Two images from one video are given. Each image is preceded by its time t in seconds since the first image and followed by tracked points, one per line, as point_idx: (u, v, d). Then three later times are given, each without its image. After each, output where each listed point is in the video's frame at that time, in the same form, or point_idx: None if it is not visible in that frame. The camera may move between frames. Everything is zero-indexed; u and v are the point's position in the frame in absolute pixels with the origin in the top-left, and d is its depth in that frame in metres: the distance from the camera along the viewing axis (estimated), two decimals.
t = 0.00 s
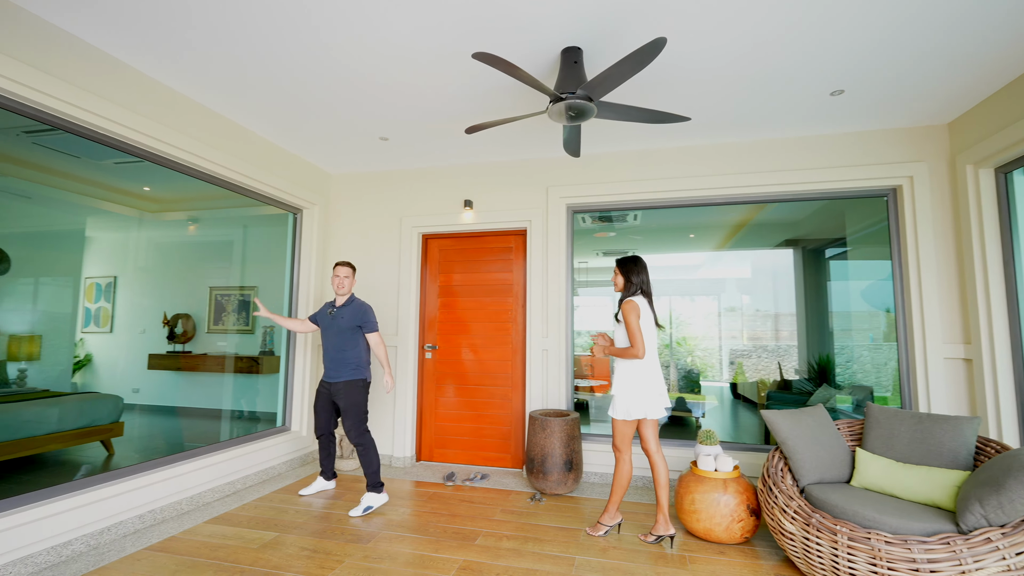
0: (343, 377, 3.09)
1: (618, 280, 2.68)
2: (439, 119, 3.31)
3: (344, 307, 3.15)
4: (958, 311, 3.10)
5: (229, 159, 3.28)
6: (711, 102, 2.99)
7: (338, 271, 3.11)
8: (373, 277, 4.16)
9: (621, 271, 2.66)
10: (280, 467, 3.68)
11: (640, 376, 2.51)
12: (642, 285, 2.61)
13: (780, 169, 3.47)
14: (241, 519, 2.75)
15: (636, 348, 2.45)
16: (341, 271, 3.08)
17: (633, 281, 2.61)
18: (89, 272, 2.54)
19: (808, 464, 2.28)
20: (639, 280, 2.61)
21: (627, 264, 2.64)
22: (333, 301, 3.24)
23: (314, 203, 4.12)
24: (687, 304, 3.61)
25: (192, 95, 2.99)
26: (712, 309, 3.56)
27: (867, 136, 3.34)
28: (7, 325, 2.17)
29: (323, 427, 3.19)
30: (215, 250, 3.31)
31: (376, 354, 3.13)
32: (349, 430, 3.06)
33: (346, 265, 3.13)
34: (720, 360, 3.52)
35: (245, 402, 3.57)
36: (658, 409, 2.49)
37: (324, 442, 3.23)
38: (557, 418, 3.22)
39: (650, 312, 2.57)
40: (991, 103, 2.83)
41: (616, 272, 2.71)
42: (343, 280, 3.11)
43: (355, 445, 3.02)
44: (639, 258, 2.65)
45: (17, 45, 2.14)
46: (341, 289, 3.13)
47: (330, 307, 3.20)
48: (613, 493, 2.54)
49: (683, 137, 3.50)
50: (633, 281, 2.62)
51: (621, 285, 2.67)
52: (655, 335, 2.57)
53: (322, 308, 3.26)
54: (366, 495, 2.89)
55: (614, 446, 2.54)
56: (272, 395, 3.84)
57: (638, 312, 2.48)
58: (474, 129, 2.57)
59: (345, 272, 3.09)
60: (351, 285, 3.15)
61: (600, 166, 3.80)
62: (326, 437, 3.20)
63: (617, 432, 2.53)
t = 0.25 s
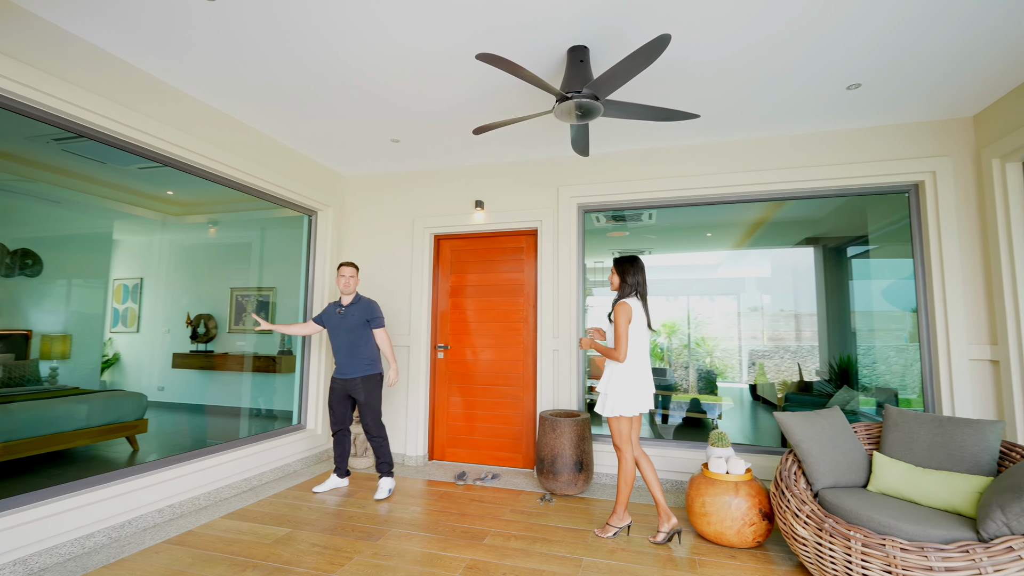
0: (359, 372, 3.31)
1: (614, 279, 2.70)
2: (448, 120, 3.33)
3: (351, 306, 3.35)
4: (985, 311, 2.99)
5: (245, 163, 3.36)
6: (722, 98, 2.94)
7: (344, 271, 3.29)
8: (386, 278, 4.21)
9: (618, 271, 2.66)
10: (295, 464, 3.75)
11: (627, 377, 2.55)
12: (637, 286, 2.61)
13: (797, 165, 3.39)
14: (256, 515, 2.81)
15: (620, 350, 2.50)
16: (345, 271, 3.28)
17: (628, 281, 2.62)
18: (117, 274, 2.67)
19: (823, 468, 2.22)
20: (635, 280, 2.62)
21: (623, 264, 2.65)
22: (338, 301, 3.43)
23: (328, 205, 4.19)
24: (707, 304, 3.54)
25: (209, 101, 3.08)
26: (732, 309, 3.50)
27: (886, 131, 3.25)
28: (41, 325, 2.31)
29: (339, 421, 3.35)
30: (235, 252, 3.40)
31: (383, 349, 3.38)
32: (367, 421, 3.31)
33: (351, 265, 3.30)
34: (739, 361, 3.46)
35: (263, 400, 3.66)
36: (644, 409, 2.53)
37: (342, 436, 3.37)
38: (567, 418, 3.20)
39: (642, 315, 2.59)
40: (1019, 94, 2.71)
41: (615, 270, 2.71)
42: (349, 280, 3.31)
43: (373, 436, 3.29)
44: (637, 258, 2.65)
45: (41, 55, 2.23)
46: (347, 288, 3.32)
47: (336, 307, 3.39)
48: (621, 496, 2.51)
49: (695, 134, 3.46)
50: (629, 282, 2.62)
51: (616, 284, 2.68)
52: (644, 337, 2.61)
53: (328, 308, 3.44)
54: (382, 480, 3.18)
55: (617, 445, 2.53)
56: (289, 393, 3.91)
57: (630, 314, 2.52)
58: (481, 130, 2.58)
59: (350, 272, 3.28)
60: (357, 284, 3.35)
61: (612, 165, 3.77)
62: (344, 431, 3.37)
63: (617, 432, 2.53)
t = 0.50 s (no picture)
0: (376, 371, 3.42)
1: (612, 278, 2.70)
2: (456, 121, 3.34)
3: (368, 307, 3.46)
4: (1011, 310, 2.88)
5: (258, 166, 3.43)
6: (733, 93, 2.89)
7: (359, 272, 3.41)
8: (397, 278, 4.24)
9: (617, 270, 2.67)
10: (307, 463, 3.80)
11: (627, 376, 2.57)
12: (636, 286, 2.64)
13: (814, 161, 3.31)
14: (267, 513, 2.86)
15: (617, 350, 2.52)
16: (361, 271, 3.41)
17: (627, 281, 2.64)
18: (140, 276, 2.77)
19: (837, 472, 2.16)
20: (634, 280, 2.64)
21: (623, 263, 2.65)
22: (352, 301, 3.52)
23: (340, 207, 4.24)
24: (725, 303, 3.48)
25: (222, 106, 3.15)
26: (750, 308, 3.43)
27: (905, 125, 3.15)
28: (65, 325, 2.42)
29: (354, 419, 3.41)
30: (250, 253, 3.48)
31: (398, 347, 3.50)
32: (382, 418, 3.44)
33: (367, 267, 3.46)
34: (758, 361, 3.39)
35: (277, 399, 3.72)
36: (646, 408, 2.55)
37: (354, 435, 3.41)
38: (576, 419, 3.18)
39: (641, 314, 2.61)
40: None
41: (614, 268, 2.71)
42: (365, 281, 3.41)
43: (390, 432, 3.45)
44: (637, 258, 2.65)
45: (56, 64, 2.31)
46: (362, 289, 3.43)
47: (353, 307, 3.48)
48: (630, 497, 2.49)
49: (707, 131, 3.40)
50: (627, 282, 2.65)
51: (615, 283, 2.70)
52: (644, 337, 2.62)
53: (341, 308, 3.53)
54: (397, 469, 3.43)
55: (623, 445, 2.53)
56: (302, 393, 3.97)
57: (631, 313, 2.53)
58: (487, 130, 2.58)
59: (366, 273, 3.41)
60: (371, 285, 3.47)
61: (623, 163, 3.73)
62: (357, 430, 3.42)
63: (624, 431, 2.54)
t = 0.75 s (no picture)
0: (397, 372, 3.46)
1: (614, 278, 2.70)
2: (463, 120, 3.34)
3: (391, 308, 3.52)
4: None
5: (268, 168, 3.47)
6: (742, 88, 2.83)
7: (381, 273, 3.48)
8: (407, 278, 4.26)
9: (618, 270, 2.68)
10: (317, 461, 3.83)
11: (638, 374, 2.55)
12: (638, 286, 2.62)
13: (830, 156, 3.22)
14: (276, 510, 2.88)
15: (637, 347, 2.48)
16: (382, 274, 3.46)
17: (630, 281, 2.62)
18: (159, 277, 2.87)
19: (852, 476, 2.10)
20: (635, 281, 2.63)
21: (624, 264, 2.66)
22: (374, 303, 3.56)
23: (350, 207, 4.27)
24: (741, 302, 3.40)
25: (233, 109, 3.20)
26: (767, 308, 3.35)
27: (924, 118, 3.05)
28: (88, 325, 2.53)
29: (368, 418, 3.43)
30: (262, 254, 3.55)
31: (418, 349, 3.54)
32: (398, 418, 3.46)
33: (388, 270, 3.51)
34: (776, 362, 3.31)
35: (288, 398, 3.77)
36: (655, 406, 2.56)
37: (367, 433, 3.43)
38: (584, 420, 3.15)
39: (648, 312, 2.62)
40: None
41: (614, 269, 2.72)
42: (387, 282, 3.49)
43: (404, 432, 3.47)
44: (637, 258, 2.67)
45: (70, 69, 2.36)
46: (383, 290, 3.49)
47: (375, 308, 3.52)
48: (635, 500, 2.44)
49: (717, 127, 3.34)
50: (631, 282, 2.63)
51: (618, 283, 2.69)
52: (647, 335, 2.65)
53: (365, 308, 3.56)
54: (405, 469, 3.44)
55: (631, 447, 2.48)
56: (313, 391, 4.01)
57: (643, 313, 2.51)
58: (492, 129, 2.56)
59: (387, 275, 3.48)
60: (393, 287, 3.54)
61: (632, 160, 3.68)
62: (371, 429, 3.44)
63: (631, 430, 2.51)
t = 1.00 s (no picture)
0: (413, 372, 3.46)
1: (616, 279, 2.65)
2: (468, 120, 3.33)
3: (410, 308, 3.54)
4: None
5: (276, 170, 3.51)
6: (751, 83, 2.77)
7: (401, 275, 3.49)
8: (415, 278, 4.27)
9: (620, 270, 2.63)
10: (326, 460, 3.85)
11: (642, 373, 2.56)
12: (641, 286, 2.61)
13: (844, 152, 3.14)
14: (284, 509, 2.91)
15: (649, 347, 2.47)
16: (403, 274, 3.49)
17: (634, 281, 2.61)
18: (175, 278, 2.96)
19: (865, 481, 2.04)
20: (638, 282, 2.61)
21: (627, 265, 2.62)
22: (394, 303, 3.57)
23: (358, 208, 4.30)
24: (757, 301, 3.34)
25: (242, 112, 3.24)
26: (783, 307, 3.27)
27: (942, 111, 2.96)
28: (105, 326, 2.61)
29: (385, 416, 3.46)
30: (273, 255, 3.61)
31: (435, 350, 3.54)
32: (410, 418, 3.46)
33: (408, 271, 3.53)
34: (791, 363, 3.24)
35: (299, 397, 3.81)
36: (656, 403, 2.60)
37: (386, 430, 3.46)
38: (591, 421, 3.12)
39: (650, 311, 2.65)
40: None
41: (614, 269, 2.69)
42: (407, 283, 3.51)
43: (415, 432, 3.47)
44: (638, 258, 2.64)
45: (81, 73, 2.41)
46: (405, 291, 3.51)
47: (395, 308, 3.55)
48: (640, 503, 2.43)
49: (727, 123, 3.28)
50: (634, 282, 2.61)
51: (620, 283, 2.65)
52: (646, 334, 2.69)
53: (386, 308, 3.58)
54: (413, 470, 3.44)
55: (631, 445, 2.48)
56: (322, 391, 4.04)
57: (651, 313, 2.51)
58: (495, 128, 2.54)
59: (407, 276, 3.50)
60: (413, 287, 3.56)
61: (641, 159, 3.63)
62: (389, 423, 3.46)
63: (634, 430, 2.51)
